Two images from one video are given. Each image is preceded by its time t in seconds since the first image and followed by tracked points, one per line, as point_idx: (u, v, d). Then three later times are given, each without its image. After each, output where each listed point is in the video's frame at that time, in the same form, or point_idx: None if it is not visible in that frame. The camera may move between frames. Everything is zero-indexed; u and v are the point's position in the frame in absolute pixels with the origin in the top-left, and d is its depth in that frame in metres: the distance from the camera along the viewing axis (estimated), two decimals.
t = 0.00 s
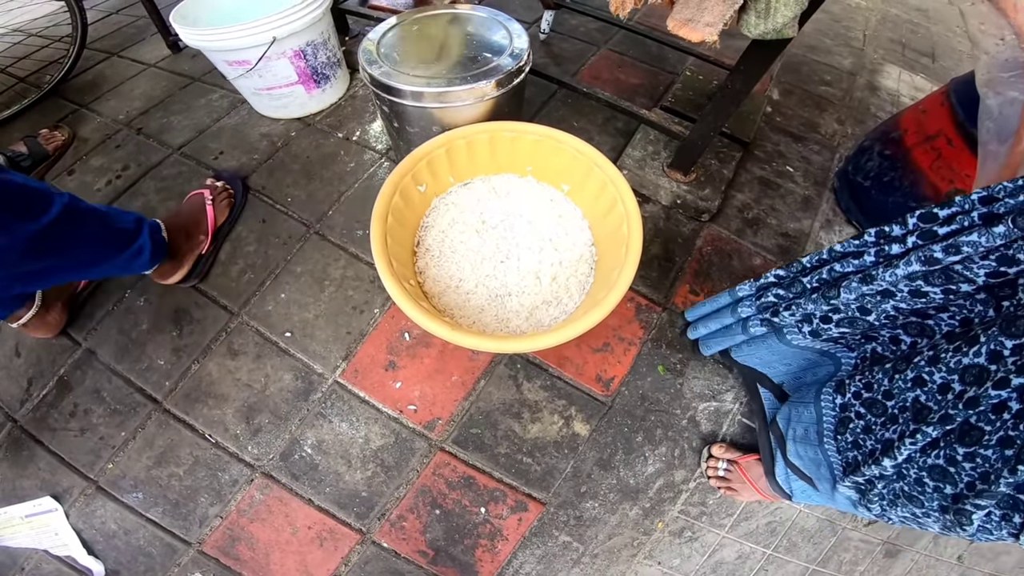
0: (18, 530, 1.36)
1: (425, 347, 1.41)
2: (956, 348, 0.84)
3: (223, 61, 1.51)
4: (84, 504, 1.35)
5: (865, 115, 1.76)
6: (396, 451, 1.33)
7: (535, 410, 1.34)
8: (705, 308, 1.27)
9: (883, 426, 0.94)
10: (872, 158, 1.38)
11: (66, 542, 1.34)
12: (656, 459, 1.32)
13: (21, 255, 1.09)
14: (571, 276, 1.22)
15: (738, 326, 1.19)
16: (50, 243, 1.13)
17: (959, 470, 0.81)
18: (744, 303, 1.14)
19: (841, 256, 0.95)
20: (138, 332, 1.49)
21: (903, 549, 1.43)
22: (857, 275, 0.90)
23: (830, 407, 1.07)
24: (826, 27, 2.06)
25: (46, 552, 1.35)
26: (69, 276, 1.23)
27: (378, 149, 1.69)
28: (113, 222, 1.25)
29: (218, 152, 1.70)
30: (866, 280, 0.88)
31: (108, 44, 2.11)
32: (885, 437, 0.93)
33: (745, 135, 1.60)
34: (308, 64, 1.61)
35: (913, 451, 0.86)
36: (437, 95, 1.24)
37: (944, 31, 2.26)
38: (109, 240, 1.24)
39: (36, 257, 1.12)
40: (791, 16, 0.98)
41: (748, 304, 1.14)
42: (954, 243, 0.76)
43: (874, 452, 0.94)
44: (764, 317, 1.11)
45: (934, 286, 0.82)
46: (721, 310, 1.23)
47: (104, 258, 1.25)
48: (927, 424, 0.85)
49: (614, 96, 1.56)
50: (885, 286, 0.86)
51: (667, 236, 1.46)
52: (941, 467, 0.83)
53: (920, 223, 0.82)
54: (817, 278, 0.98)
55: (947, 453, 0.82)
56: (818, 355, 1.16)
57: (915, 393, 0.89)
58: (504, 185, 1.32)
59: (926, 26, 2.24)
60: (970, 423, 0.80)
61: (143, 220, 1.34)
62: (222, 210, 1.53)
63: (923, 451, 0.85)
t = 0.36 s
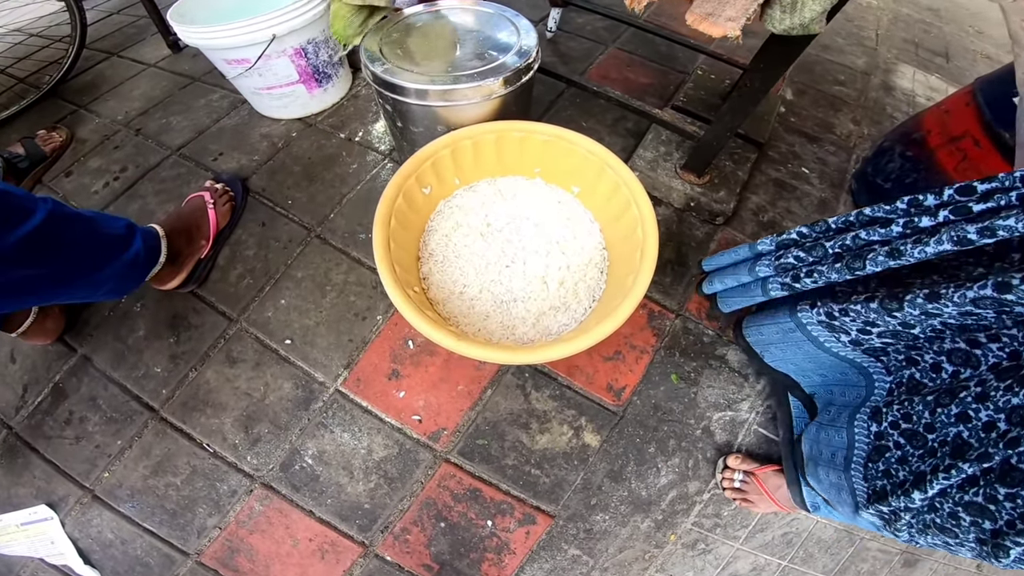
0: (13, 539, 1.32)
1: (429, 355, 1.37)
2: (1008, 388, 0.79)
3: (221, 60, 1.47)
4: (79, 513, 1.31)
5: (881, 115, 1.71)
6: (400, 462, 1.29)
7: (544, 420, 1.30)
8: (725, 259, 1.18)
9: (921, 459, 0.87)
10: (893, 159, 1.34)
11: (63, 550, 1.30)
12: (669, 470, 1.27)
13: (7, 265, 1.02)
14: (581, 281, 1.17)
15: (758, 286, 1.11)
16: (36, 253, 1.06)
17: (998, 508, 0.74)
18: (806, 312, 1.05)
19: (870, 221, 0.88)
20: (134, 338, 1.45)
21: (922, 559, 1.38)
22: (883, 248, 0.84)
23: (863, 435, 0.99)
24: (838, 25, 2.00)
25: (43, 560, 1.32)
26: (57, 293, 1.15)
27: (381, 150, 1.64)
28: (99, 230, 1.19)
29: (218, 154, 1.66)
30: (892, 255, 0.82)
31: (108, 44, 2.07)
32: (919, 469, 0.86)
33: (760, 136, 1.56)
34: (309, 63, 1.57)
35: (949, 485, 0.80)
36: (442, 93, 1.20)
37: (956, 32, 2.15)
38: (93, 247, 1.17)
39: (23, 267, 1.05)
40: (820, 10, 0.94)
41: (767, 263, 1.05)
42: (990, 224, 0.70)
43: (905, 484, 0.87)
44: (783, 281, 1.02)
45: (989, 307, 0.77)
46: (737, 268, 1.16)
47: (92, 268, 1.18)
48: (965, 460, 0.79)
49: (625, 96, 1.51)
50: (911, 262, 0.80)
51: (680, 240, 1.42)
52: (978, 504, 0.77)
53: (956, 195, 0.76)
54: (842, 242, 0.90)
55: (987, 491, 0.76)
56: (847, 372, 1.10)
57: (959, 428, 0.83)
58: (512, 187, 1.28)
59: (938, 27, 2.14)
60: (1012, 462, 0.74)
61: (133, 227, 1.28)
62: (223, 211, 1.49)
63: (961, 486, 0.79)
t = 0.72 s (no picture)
0: (12, 550, 1.28)
1: (437, 368, 1.33)
2: None
3: (220, 59, 1.41)
4: (78, 525, 1.25)
5: (900, 116, 1.65)
6: (406, 478, 1.23)
7: (556, 434, 1.25)
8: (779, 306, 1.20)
9: (922, 509, 0.83)
10: (920, 162, 1.28)
11: (62, 563, 1.24)
12: (686, 484, 1.21)
13: None
14: (597, 292, 1.13)
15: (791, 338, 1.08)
16: (27, 260, 1.01)
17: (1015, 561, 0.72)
18: (839, 376, 0.98)
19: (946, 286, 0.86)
20: (132, 349, 1.40)
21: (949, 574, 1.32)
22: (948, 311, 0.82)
23: (857, 476, 0.93)
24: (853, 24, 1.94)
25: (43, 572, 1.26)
26: (49, 302, 1.09)
27: (385, 152, 1.60)
28: (94, 237, 1.13)
29: (217, 156, 1.61)
30: (957, 315, 0.80)
31: (106, 44, 2.02)
32: (925, 520, 0.82)
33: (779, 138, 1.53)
34: (310, 62, 1.52)
35: (961, 539, 0.77)
36: (450, 93, 1.14)
37: (972, 31, 2.08)
38: (88, 255, 1.11)
39: (14, 275, 0.99)
40: (862, 9, 0.89)
41: (814, 318, 1.04)
42: None
43: (914, 532, 0.84)
44: (824, 330, 1.00)
45: None
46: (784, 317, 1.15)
47: (87, 276, 1.12)
48: (985, 520, 0.75)
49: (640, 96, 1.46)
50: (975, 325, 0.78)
51: (696, 246, 1.37)
52: (994, 556, 0.75)
53: None
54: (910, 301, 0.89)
55: (1002, 546, 0.73)
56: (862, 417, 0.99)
57: (970, 484, 0.78)
58: (523, 193, 1.23)
59: (953, 25, 2.08)
60: None
61: (130, 233, 1.23)
62: (221, 216, 1.44)
63: (972, 540, 0.76)
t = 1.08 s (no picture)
0: (20, 553, 1.28)
1: (446, 375, 1.33)
2: None
3: (229, 62, 1.41)
4: (86, 530, 1.25)
5: (911, 121, 1.65)
6: (415, 485, 1.23)
7: (565, 442, 1.25)
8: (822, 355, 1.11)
9: (950, 514, 0.80)
10: (932, 170, 1.28)
11: (69, 567, 1.25)
12: (694, 492, 1.21)
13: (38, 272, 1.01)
14: (608, 301, 1.13)
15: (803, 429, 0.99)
16: (67, 260, 1.06)
17: None
18: (819, 403, 0.94)
19: (974, 396, 0.73)
20: (140, 354, 1.40)
21: None
22: (992, 424, 0.71)
23: (889, 480, 0.90)
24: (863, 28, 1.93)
25: None
26: (86, 304, 1.14)
27: (394, 157, 1.59)
28: (128, 241, 1.18)
29: (225, 160, 1.61)
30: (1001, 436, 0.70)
31: (113, 44, 2.02)
32: (950, 525, 0.80)
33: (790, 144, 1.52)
34: (319, 66, 1.51)
35: (982, 545, 0.76)
36: (462, 100, 1.13)
37: (982, 35, 2.07)
38: (121, 257, 1.16)
39: (56, 274, 1.04)
40: (885, 21, 0.89)
41: (823, 423, 0.93)
42: None
43: (933, 537, 0.82)
44: (841, 439, 0.91)
45: None
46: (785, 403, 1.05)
47: (121, 277, 1.16)
48: (1013, 527, 0.72)
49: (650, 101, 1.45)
50: None
51: (706, 254, 1.37)
52: (1009, 564, 0.74)
53: None
54: (936, 417, 0.77)
55: (1019, 553, 0.73)
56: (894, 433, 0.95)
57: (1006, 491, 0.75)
58: (532, 201, 1.22)
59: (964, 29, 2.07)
60: None
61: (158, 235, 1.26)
62: (229, 221, 1.44)
63: (994, 547, 0.75)
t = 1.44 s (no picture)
0: (26, 551, 1.30)
1: (445, 377, 1.35)
2: None
3: (234, 68, 1.44)
4: (92, 528, 1.28)
5: (906, 127, 1.67)
6: (415, 484, 1.26)
7: (561, 443, 1.28)
8: (829, 379, 1.13)
9: (927, 509, 0.82)
10: (924, 177, 1.28)
11: (74, 565, 1.28)
12: (687, 492, 1.24)
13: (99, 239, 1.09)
14: (604, 307, 1.15)
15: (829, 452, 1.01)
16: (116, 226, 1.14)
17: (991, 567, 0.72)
18: (839, 438, 0.95)
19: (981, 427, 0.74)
20: (147, 355, 1.43)
21: None
22: (1012, 455, 0.72)
23: (876, 476, 0.94)
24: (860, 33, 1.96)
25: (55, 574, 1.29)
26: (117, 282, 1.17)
27: (395, 162, 1.62)
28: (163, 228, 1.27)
29: (229, 164, 1.64)
30: None
31: (119, 48, 2.05)
32: (924, 520, 0.81)
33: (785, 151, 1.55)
34: (322, 72, 1.54)
35: (949, 539, 0.77)
36: (463, 109, 1.16)
37: (980, 39, 2.09)
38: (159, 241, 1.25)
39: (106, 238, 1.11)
40: (872, 32, 0.90)
41: (853, 456, 0.93)
42: None
43: (906, 532, 0.84)
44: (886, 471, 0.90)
45: None
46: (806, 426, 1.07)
47: (155, 261, 1.23)
48: (984, 521, 0.73)
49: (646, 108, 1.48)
50: None
51: (701, 259, 1.40)
52: (972, 560, 0.74)
53: None
54: (955, 451, 0.77)
55: (987, 548, 0.72)
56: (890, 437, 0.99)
57: (985, 488, 0.75)
58: (532, 208, 1.25)
59: (961, 34, 2.09)
60: None
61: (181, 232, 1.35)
62: (234, 226, 1.47)
63: (961, 542, 0.76)
